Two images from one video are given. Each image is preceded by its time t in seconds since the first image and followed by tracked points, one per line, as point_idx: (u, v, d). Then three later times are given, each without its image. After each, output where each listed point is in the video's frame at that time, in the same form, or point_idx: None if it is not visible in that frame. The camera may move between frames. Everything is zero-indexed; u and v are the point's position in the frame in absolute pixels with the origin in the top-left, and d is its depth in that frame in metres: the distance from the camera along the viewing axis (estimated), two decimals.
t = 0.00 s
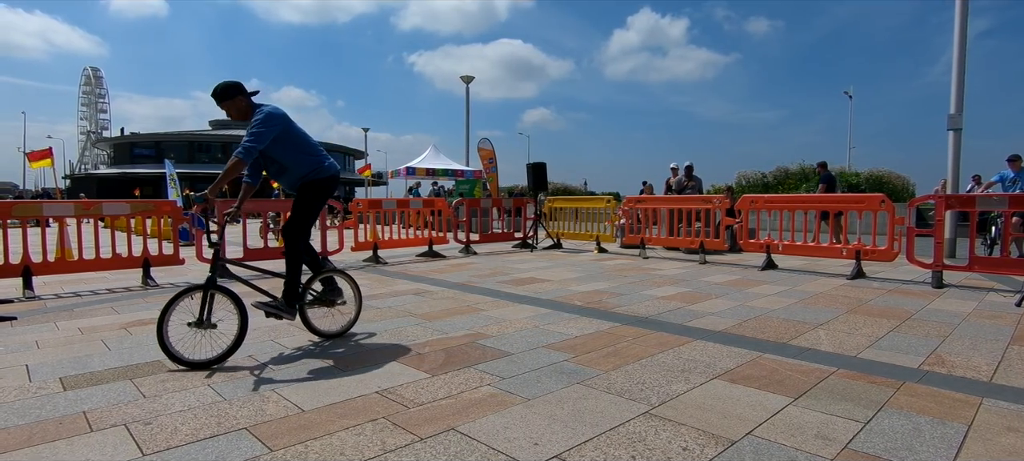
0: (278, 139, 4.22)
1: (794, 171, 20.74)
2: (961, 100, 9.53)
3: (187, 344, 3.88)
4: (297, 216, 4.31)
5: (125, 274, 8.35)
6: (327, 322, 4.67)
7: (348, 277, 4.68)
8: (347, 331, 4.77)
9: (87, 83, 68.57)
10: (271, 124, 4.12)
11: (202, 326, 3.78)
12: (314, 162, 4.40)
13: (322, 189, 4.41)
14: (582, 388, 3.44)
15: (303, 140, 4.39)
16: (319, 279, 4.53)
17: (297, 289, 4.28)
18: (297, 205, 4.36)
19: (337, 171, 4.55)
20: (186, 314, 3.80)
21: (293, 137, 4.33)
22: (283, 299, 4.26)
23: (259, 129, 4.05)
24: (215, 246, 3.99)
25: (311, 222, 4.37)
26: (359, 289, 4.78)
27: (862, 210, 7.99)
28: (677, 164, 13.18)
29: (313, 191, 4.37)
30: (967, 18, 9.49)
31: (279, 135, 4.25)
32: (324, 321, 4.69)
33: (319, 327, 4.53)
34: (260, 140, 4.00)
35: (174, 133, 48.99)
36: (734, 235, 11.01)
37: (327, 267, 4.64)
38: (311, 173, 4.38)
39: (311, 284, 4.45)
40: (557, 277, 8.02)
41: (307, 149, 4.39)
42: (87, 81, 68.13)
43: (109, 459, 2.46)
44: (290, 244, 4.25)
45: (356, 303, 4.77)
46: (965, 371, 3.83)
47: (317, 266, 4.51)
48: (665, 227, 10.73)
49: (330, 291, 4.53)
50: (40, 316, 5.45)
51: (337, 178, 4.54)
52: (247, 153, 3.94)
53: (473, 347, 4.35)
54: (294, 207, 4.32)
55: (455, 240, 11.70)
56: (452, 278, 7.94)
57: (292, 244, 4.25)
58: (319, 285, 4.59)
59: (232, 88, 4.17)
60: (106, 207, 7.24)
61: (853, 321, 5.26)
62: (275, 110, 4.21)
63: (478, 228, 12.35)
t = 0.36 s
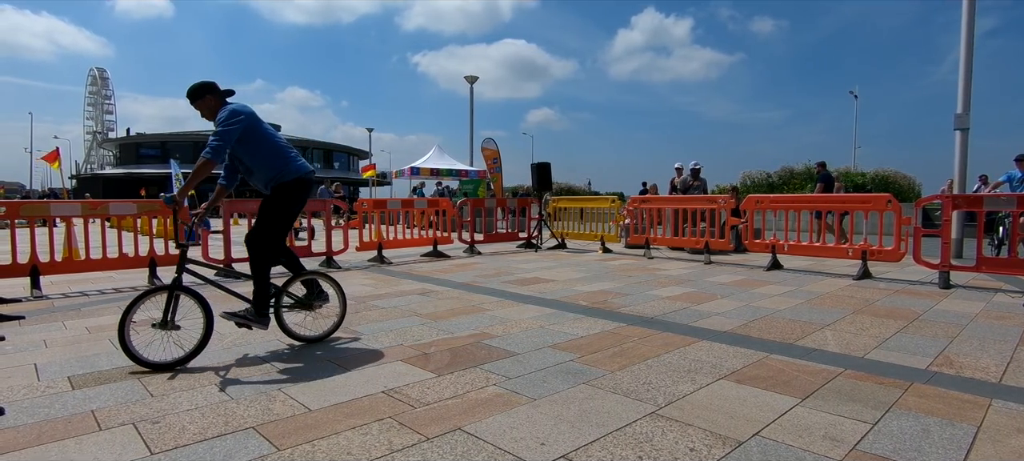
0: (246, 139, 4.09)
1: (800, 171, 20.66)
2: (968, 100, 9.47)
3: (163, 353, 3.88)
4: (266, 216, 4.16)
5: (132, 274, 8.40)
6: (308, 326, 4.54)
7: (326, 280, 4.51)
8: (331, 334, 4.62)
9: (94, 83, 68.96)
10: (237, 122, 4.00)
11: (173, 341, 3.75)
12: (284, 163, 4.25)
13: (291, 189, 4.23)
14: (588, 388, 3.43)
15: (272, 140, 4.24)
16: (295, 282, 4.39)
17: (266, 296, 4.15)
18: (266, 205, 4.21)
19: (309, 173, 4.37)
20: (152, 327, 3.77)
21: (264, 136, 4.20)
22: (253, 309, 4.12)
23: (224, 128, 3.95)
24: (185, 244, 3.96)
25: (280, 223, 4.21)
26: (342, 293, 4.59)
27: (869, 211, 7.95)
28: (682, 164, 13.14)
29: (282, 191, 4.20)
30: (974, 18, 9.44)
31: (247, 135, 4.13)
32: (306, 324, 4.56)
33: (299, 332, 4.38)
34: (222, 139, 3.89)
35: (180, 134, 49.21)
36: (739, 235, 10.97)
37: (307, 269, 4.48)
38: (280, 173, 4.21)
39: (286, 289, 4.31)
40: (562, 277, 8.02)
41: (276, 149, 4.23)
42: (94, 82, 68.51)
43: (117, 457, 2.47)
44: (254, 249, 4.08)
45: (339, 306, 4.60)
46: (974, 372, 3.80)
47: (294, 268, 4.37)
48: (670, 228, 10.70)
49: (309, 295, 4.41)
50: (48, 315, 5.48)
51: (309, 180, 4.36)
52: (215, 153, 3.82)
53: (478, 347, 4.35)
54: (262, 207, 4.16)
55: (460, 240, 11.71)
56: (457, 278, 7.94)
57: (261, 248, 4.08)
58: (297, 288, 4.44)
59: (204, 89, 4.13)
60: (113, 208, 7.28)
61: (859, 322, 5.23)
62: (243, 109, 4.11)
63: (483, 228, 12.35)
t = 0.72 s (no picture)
0: (217, 139, 4.04)
1: (809, 171, 20.53)
2: (981, 99, 9.37)
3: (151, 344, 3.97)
4: (230, 217, 4.02)
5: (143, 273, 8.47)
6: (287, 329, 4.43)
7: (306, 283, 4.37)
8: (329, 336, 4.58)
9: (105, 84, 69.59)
10: (208, 121, 3.97)
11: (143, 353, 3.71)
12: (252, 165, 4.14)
13: (257, 191, 4.08)
14: (598, 388, 3.42)
15: (244, 143, 4.17)
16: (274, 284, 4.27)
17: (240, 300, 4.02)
18: (232, 206, 4.07)
19: (279, 177, 4.24)
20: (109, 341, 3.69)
21: (235, 140, 4.13)
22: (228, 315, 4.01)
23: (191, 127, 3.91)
24: (156, 247, 3.89)
25: (246, 225, 4.07)
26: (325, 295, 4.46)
27: (879, 211, 7.88)
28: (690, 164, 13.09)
29: (248, 192, 4.06)
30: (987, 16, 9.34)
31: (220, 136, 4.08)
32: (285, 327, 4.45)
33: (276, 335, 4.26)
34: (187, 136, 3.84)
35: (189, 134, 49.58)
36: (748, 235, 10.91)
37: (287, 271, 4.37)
38: (247, 173, 4.07)
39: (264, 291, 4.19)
40: (570, 277, 8.01)
41: (246, 151, 4.14)
42: (105, 84, 69.14)
43: (132, 454, 2.50)
44: (217, 253, 3.92)
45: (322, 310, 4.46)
46: (988, 374, 3.76)
47: (274, 270, 4.27)
48: (678, 228, 10.66)
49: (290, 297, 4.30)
50: (60, 314, 5.53)
51: (278, 183, 4.21)
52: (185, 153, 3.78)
53: (487, 346, 4.34)
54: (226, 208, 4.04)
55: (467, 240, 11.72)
56: (465, 278, 7.94)
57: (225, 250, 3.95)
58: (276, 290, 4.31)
59: (182, 95, 4.16)
60: (124, 207, 7.34)
61: (871, 323, 5.19)
62: (217, 112, 4.10)
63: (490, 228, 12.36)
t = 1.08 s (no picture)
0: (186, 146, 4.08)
1: (823, 171, 20.32)
2: (1000, 97, 9.21)
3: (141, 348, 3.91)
4: (200, 221, 3.97)
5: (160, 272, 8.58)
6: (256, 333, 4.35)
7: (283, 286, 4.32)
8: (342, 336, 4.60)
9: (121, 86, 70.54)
10: (175, 128, 4.03)
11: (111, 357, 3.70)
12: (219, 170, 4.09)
13: (221, 193, 4.00)
14: (611, 388, 3.41)
15: (214, 149, 4.16)
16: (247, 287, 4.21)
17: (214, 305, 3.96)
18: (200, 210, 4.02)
19: (246, 181, 4.14)
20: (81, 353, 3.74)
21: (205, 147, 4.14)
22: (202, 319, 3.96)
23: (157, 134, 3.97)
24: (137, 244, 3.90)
25: (217, 228, 4.02)
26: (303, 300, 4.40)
27: (896, 210, 7.77)
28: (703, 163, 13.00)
29: (212, 195, 4.00)
30: (1007, 13, 9.18)
31: (191, 144, 4.13)
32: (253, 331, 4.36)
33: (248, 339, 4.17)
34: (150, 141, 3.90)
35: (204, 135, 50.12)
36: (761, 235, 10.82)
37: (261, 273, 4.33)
38: (210, 176, 4.02)
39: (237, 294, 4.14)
40: (582, 277, 8.00)
41: (213, 157, 4.11)
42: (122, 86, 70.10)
43: (152, 450, 2.53)
44: (191, 255, 3.88)
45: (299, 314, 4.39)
46: (1009, 376, 3.69)
47: (248, 273, 4.29)
48: (691, 228, 10.59)
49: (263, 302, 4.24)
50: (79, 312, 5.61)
51: (244, 187, 4.11)
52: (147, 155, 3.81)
53: (499, 346, 4.35)
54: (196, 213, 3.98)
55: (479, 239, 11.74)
56: (476, 278, 7.96)
57: (201, 252, 3.89)
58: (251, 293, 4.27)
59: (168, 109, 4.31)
60: (141, 207, 7.43)
61: (888, 324, 5.12)
62: (191, 120, 4.17)
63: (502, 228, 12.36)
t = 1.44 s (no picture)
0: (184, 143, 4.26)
1: (852, 170, 19.89)
2: None
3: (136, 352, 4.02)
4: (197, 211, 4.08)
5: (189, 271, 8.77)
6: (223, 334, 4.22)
7: (255, 293, 4.13)
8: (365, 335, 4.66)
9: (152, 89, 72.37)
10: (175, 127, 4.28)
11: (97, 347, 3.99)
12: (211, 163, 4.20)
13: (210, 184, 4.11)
14: (634, 390, 3.38)
15: (209, 142, 4.28)
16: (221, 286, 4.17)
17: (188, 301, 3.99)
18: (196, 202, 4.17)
19: (233, 170, 4.18)
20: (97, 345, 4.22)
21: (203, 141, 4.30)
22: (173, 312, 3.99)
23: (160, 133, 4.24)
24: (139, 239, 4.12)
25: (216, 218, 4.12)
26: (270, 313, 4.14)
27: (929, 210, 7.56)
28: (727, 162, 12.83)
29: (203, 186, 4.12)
30: None
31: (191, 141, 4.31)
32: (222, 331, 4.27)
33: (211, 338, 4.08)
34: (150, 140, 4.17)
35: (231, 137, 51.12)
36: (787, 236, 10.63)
37: (247, 278, 4.28)
38: (202, 168, 4.15)
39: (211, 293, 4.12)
40: (604, 277, 7.95)
41: (206, 151, 4.24)
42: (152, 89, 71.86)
43: (183, 444, 2.59)
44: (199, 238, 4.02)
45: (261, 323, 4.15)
46: None
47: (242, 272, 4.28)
48: (715, 228, 10.45)
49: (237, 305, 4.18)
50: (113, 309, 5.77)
51: (231, 176, 4.16)
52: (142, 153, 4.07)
53: (522, 346, 4.35)
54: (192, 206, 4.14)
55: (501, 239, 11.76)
56: (498, 278, 7.98)
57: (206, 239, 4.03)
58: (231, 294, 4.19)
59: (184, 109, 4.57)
60: (172, 207, 7.60)
61: (921, 327, 4.99)
62: (193, 118, 4.39)
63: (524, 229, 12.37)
